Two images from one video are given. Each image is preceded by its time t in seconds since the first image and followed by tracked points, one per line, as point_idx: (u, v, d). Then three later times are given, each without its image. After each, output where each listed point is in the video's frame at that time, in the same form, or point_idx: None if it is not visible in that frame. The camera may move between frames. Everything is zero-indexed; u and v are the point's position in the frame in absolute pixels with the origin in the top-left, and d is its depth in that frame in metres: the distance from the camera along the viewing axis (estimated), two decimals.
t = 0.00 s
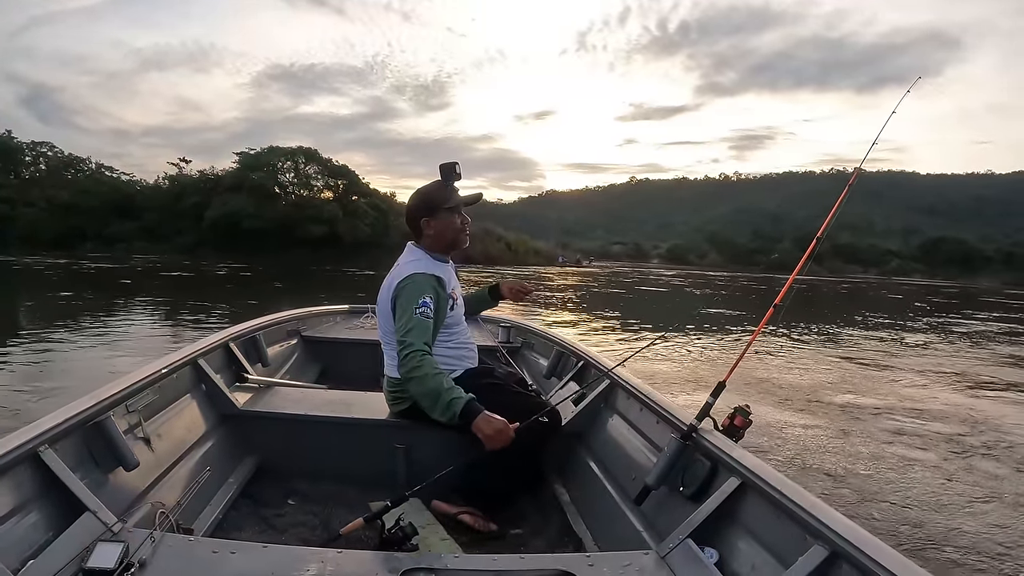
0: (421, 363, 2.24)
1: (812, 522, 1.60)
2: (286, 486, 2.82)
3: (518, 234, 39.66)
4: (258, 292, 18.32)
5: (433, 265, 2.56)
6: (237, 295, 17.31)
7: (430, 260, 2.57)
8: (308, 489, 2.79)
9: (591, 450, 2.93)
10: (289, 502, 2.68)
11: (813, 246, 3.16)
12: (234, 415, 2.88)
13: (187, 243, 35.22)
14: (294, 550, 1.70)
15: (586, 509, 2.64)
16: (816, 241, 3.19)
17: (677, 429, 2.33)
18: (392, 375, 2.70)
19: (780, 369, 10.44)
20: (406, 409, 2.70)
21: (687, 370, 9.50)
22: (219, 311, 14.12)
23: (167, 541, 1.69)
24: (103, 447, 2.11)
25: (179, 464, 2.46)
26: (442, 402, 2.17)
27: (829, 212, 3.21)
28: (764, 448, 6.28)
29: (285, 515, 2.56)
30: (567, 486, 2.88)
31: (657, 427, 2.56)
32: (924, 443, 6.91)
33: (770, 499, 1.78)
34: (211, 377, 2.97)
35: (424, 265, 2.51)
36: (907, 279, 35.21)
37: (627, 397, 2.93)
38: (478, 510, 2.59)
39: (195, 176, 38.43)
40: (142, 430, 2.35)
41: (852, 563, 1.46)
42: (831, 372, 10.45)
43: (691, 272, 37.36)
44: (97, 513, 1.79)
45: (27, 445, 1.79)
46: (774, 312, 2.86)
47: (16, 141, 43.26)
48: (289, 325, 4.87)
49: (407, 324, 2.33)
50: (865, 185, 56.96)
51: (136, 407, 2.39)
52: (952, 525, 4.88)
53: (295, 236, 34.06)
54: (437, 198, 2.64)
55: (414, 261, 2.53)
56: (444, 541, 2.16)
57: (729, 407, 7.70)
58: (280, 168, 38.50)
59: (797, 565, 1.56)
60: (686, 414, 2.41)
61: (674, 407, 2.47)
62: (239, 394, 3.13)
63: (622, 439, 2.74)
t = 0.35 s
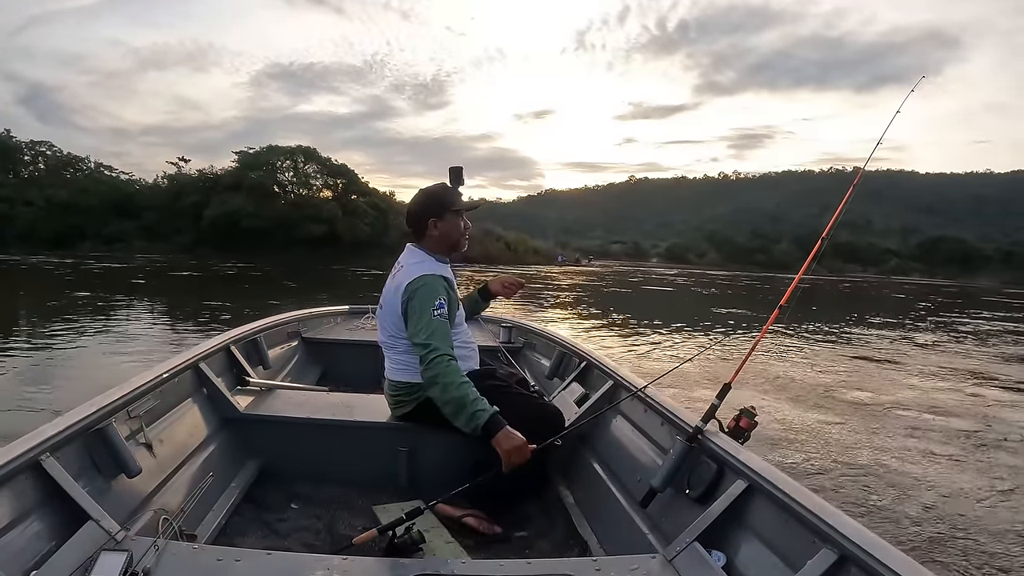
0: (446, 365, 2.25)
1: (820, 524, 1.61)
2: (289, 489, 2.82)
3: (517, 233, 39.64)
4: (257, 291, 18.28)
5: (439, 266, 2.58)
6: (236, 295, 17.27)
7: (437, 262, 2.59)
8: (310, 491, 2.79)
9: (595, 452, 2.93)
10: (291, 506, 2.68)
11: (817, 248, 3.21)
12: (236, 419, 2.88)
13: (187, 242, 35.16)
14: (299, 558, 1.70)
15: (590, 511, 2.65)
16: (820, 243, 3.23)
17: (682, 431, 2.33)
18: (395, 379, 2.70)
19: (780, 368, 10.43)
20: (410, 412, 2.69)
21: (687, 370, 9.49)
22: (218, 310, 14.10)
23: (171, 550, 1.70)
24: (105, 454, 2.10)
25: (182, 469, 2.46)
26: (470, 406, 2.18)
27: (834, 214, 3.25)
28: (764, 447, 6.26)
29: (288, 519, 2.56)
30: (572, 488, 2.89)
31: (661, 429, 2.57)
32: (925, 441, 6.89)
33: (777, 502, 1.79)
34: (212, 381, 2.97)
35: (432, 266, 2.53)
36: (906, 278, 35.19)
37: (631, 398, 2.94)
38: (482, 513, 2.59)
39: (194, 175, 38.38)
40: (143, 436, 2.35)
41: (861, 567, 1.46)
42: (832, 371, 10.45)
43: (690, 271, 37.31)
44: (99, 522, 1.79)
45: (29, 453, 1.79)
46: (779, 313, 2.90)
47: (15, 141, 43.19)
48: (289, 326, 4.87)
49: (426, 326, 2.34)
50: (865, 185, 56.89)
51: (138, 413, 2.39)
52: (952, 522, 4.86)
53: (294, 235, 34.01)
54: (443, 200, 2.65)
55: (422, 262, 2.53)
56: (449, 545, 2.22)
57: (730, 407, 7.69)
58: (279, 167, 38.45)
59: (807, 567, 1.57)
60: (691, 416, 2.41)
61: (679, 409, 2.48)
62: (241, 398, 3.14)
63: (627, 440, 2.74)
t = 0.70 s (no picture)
0: (426, 362, 2.30)
1: (817, 528, 1.61)
2: (286, 490, 2.82)
3: (516, 233, 39.67)
4: (256, 291, 18.27)
5: (432, 267, 2.56)
6: (235, 295, 17.26)
7: (430, 264, 2.58)
8: (308, 492, 2.79)
9: (593, 453, 2.93)
10: (288, 506, 2.69)
11: (817, 248, 3.21)
12: (233, 419, 2.88)
13: (186, 242, 35.15)
14: (295, 560, 1.70)
15: (588, 513, 2.65)
16: (819, 243, 3.22)
17: (679, 433, 2.34)
18: (391, 379, 2.70)
19: (780, 367, 10.42)
20: (405, 413, 2.70)
21: (686, 370, 9.49)
22: (217, 311, 14.09)
23: (167, 551, 1.69)
24: (102, 454, 2.10)
25: (180, 469, 2.46)
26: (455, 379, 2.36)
27: (834, 215, 3.24)
28: (762, 449, 6.27)
29: (285, 520, 2.56)
30: (569, 490, 2.89)
31: (658, 430, 2.57)
32: (924, 441, 6.89)
33: (775, 506, 1.78)
34: (209, 381, 2.97)
35: (425, 266, 2.51)
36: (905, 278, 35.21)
37: (629, 400, 2.94)
38: (480, 514, 2.60)
39: (193, 175, 38.36)
40: (140, 437, 2.35)
41: (857, 570, 1.46)
42: (831, 369, 10.45)
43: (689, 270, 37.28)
44: (96, 523, 1.80)
45: (25, 455, 1.78)
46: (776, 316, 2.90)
47: (14, 141, 43.17)
48: (288, 327, 4.87)
49: (409, 325, 2.35)
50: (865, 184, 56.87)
51: (135, 414, 2.39)
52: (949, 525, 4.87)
53: (293, 234, 34.01)
54: (448, 205, 2.64)
55: (414, 262, 2.52)
56: (445, 547, 2.23)
57: (729, 407, 7.69)
58: (278, 167, 38.44)
59: (804, 569, 1.57)
60: (689, 418, 2.41)
61: (676, 411, 2.48)
62: (238, 399, 3.14)
63: (625, 442, 2.74)
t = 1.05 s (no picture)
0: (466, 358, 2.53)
1: (819, 534, 1.60)
2: (284, 491, 2.82)
3: (516, 233, 39.66)
4: (256, 291, 18.30)
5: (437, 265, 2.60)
6: (234, 295, 17.25)
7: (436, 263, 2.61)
8: (307, 494, 2.79)
9: (593, 455, 2.94)
10: (288, 508, 2.69)
11: (819, 249, 3.20)
12: (233, 421, 2.88)
13: (186, 242, 35.16)
14: (293, 563, 1.70)
15: (587, 515, 2.66)
16: (821, 244, 3.22)
17: (679, 435, 2.33)
18: (391, 381, 2.71)
19: (781, 366, 10.41)
20: (405, 416, 2.70)
21: (686, 369, 9.50)
22: (218, 311, 14.10)
23: (165, 554, 1.69)
24: (100, 456, 2.10)
25: (180, 471, 2.46)
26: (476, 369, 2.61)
27: (835, 217, 3.25)
28: (761, 447, 6.26)
29: (285, 522, 2.56)
30: (570, 493, 2.89)
31: (658, 433, 2.57)
32: (924, 439, 6.88)
33: (775, 510, 1.79)
34: (209, 383, 2.96)
35: (432, 265, 2.54)
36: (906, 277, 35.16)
37: (629, 403, 2.94)
38: (480, 517, 2.61)
39: (193, 175, 38.37)
40: (139, 438, 2.34)
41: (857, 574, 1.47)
42: (832, 368, 10.43)
43: (689, 269, 37.29)
44: (94, 525, 1.79)
45: (22, 457, 1.78)
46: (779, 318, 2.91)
47: (14, 142, 43.17)
48: (288, 328, 4.87)
49: (437, 331, 2.45)
50: (865, 184, 56.87)
51: (134, 416, 2.38)
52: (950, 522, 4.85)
53: (293, 234, 34.00)
54: (446, 206, 2.63)
55: (420, 263, 2.52)
56: (444, 549, 2.22)
57: (729, 407, 7.70)
58: (278, 167, 38.47)
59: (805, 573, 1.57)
60: (689, 421, 2.41)
61: (678, 414, 2.48)
62: (238, 400, 3.14)
63: (624, 443, 2.75)
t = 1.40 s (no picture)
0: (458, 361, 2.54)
1: (818, 535, 1.60)
2: (283, 492, 2.82)
3: (516, 232, 39.67)
4: (255, 291, 18.30)
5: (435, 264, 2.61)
6: (233, 295, 17.24)
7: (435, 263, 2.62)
8: (307, 495, 2.80)
9: (591, 456, 2.94)
10: (287, 509, 2.69)
11: (817, 250, 3.20)
12: (232, 421, 2.88)
13: (185, 242, 35.15)
14: (292, 564, 1.70)
15: (585, 516, 2.66)
16: (820, 245, 3.22)
17: (678, 436, 2.33)
18: (390, 383, 2.70)
19: (780, 365, 10.41)
20: (403, 416, 2.69)
21: (684, 369, 9.51)
22: (217, 311, 14.09)
23: (165, 555, 1.69)
24: (99, 457, 2.10)
25: (180, 471, 2.46)
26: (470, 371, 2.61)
27: (834, 218, 3.25)
28: (762, 447, 6.26)
29: (284, 523, 2.57)
30: (568, 493, 2.90)
31: (657, 433, 2.57)
32: (924, 438, 6.88)
33: (773, 511, 1.79)
34: (207, 383, 2.96)
35: (431, 264, 2.54)
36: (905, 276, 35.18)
37: (627, 404, 2.94)
38: (479, 517, 2.61)
39: (192, 175, 38.37)
40: (138, 439, 2.34)
41: (857, 575, 1.47)
42: (831, 367, 10.43)
43: (688, 269, 37.29)
44: (93, 526, 1.79)
45: (21, 458, 1.77)
46: (776, 318, 2.93)
47: (13, 142, 43.12)
48: (286, 328, 4.86)
49: (432, 331, 2.47)
50: (864, 184, 56.88)
51: (133, 416, 2.38)
52: (948, 520, 4.86)
53: (293, 234, 34.00)
54: (444, 206, 2.63)
55: (418, 261, 2.54)
56: (443, 549, 2.23)
57: (727, 405, 7.71)
58: (277, 167, 38.49)
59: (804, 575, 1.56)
60: (688, 422, 2.41)
61: (676, 415, 2.48)
62: (237, 401, 3.13)
63: (623, 444, 2.75)
